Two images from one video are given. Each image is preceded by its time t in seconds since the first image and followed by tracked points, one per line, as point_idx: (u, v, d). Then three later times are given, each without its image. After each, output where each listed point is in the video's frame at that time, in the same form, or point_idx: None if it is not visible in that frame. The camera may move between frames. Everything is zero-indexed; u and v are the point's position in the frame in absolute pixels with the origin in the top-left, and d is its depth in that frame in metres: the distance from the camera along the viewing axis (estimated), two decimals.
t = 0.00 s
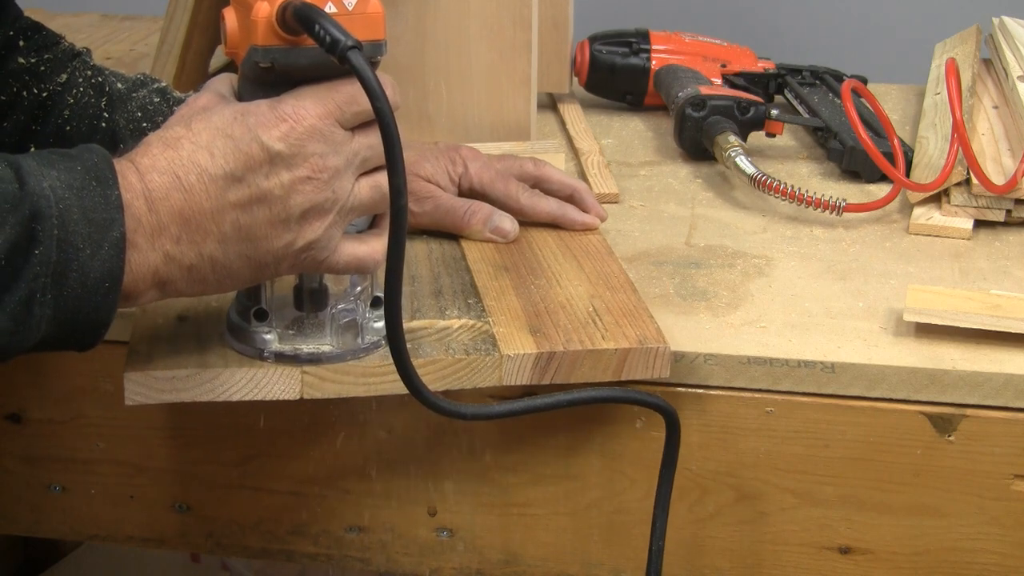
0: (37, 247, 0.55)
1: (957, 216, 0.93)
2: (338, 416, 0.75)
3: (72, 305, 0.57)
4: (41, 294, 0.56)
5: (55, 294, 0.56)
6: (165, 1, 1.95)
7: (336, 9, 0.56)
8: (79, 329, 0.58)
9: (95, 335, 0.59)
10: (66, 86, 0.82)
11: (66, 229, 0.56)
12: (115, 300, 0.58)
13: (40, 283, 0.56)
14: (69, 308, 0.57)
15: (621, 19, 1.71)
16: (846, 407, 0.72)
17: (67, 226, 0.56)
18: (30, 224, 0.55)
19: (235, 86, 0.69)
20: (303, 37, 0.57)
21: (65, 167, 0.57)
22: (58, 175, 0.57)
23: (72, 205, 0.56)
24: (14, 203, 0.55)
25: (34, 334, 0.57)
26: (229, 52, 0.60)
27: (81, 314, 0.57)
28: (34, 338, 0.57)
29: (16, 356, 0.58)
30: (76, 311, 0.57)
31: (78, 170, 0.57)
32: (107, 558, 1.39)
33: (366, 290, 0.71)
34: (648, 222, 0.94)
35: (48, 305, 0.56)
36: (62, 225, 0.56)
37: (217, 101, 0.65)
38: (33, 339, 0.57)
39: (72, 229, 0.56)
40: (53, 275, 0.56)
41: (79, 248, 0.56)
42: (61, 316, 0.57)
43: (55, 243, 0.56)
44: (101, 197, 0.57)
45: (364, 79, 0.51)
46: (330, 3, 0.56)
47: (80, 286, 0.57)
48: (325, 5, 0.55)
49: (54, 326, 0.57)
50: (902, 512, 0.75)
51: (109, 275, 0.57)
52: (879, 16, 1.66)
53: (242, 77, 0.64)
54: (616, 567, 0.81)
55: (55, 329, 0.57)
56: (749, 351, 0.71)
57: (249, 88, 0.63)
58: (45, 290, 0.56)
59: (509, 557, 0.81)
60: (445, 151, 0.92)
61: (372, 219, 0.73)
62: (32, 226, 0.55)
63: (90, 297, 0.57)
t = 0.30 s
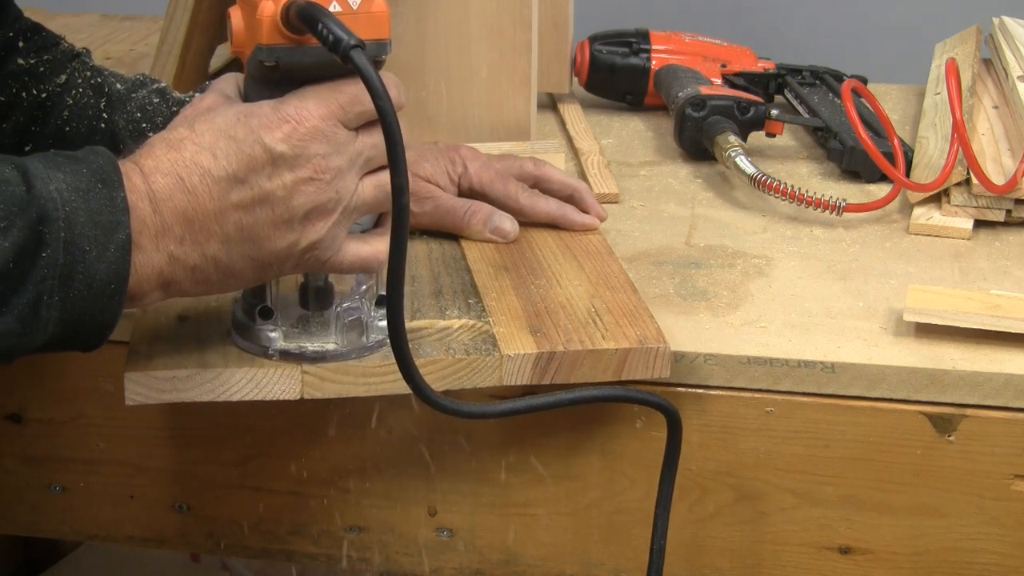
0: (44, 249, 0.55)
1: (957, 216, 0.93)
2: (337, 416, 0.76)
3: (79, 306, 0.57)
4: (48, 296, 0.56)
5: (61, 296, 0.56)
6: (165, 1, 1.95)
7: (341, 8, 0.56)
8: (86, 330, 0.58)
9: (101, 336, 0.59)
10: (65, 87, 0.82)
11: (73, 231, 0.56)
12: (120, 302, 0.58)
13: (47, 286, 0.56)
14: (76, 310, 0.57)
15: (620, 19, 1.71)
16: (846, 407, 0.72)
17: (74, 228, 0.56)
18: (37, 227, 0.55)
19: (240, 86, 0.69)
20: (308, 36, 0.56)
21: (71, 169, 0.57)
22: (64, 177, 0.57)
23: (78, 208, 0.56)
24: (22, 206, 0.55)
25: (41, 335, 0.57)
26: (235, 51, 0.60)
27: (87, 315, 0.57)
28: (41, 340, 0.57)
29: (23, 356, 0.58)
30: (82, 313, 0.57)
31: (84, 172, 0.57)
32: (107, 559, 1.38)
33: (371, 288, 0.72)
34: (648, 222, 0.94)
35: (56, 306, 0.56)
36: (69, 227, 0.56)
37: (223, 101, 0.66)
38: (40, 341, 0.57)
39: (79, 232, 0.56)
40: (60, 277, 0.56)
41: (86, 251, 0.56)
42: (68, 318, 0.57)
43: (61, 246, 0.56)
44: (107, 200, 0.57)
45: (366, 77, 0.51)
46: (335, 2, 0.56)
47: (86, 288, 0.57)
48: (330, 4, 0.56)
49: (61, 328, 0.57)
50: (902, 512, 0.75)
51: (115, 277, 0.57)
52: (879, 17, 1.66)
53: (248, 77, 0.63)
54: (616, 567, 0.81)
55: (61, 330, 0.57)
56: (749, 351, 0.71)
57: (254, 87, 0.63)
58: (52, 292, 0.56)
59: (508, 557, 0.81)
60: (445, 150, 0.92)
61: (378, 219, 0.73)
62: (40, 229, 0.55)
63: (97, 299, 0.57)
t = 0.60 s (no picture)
0: (51, 252, 0.55)
1: (957, 216, 0.93)
2: (338, 416, 0.76)
3: (86, 308, 0.57)
4: (54, 299, 0.56)
5: (68, 298, 0.56)
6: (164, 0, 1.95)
7: (346, 8, 0.55)
8: (92, 332, 0.58)
9: (107, 337, 0.59)
10: (65, 87, 0.82)
11: (79, 234, 0.55)
12: (127, 303, 0.58)
13: (54, 288, 0.55)
14: (83, 312, 0.57)
15: (620, 20, 1.71)
16: (846, 407, 0.72)
17: (81, 231, 0.55)
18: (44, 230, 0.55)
19: (246, 87, 0.70)
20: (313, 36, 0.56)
21: (76, 172, 0.57)
22: (70, 180, 0.56)
23: (84, 210, 0.56)
24: (28, 209, 0.55)
25: (48, 337, 0.57)
26: (244, 49, 0.60)
27: (94, 317, 0.57)
28: (47, 342, 0.57)
29: (29, 359, 0.58)
30: (88, 314, 0.57)
31: (89, 175, 0.57)
32: (107, 559, 1.38)
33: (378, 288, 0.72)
34: (648, 222, 0.94)
35: (62, 309, 0.56)
36: (76, 230, 0.55)
37: (228, 103, 0.67)
38: (46, 343, 0.57)
39: (86, 234, 0.56)
40: (66, 280, 0.56)
41: (93, 253, 0.56)
42: (74, 320, 0.57)
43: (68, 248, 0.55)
44: (113, 202, 0.57)
45: (368, 78, 0.51)
46: (340, 3, 0.55)
47: (93, 290, 0.56)
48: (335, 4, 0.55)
49: (67, 330, 0.57)
50: (902, 512, 0.75)
51: (122, 279, 0.57)
52: (879, 17, 1.66)
53: (255, 78, 0.63)
54: (615, 567, 0.81)
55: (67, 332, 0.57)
56: (749, 351, 0.71)
57: (262, 88, 0.63)
58: (59, 295, 0.56)
59: (508, 557, 0.81)
60: (444, 150, 0.92)
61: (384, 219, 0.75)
62: (46, 232, 0.55)
63: (104, 301, 0.57)
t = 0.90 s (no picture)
0: (69, 255, 0.56)
1: (957, 216, 0.93)
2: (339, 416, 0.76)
3: (103, 311, 0.58)
4: (72, 301, 0.56)
5: (86, 300, 0.57)
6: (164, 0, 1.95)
7: (363, 9, 0.55)
8: (111, 334, 0.59)
9: (126, 339, 0.60)
10: (65, 87, 0.82)
11: (96, 236, 0.56)
12: (144, 305, 0.59)
13: (72, 290, 0.56)
14: (101, 314, 0.58)
15: (621, 19, 1.71)
16: (846, 407, 0.72)
17: (97, 233, 0.56)
18: (62, 232, 0.56)
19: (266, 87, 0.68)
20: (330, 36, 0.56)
21: (93, 175, 0.58)
22: (87, 183, 0.57)
23: (101, 212, 0.57)
24: (46, 213, 0.56)
25: (67, 340, 0.58)
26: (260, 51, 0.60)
27: (112, 319, 0.58)
28: (67, 344, 0.58)
29: (50, 361, 0.59)
30: (106, 317, 0.58)
31: (106, 178, 0.58)
32: (107, 558, 1.38)
33: (396, 288, 0.71)
34: (647, 222, 0.94)
35: (80, 311, 0.57)
36: (92, 232, 0.56)
37: (246, 104, 0.66)
38: (65, 345, 0.58)
39: (102, 237, 0.56)
40: (84, 282, 0.56)
41: (110, 255, 0.57)
42: (92, 322, 0.58)
43: (86, 250, 0.56)
44: (129, 204, 0.58)
45: (382, 79, 0.51)
46: (357, 4, 0.55)
47: (110, 292, 0.57)
48: (352, 4, 0.55)
49: (86, 332, 0.58)
50: (902, 512, 0.75)
51: (138, 280, 0.58)
52: (879, 16, 1.66)
53: (273, 79, 0.63)
54: (615, 567, 0.81)
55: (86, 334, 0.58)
56: (749, 351, 0.71)
57: (280, 88, 0.62)
58: (76, 297, 0.57)
59: (508, 557, 0.81)
60: (444, 149, 0.92)
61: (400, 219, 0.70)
62: (63, 235, 0.56)
63: (121, 303, 0.58)
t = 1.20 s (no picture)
0: (101, 254, 0.56)
1: (957, 216, 0.93)
2: (340, 416, 0.76)
3: (136, 310, 0.57)
4: (105, 300, 0.57)
5: (119, 300, 0.57)
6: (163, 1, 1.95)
7: (394, 8, 0.56)
8: (144, 333, 0.59)
9: (159, 337, 0.60)
10: (65, 87, 0.82)
11: (128, 235, 0.56)
12: (176, 304, 0.59)
13: (104, 289, 0.56)
14: (133, 313, 0.57)
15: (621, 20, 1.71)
16: (846, 407, 0.72)
17: (129, 233, 0.56)
18: (94, 232, 0.56)
19: (296, 87, 0.71)
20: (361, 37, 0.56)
21: (124, 174, 0.58)
22: (118, 183, 0.57)
23: (133, 212, 0.57)
24: (78, 212, 0.56)
25: (100, 339, 0.58)
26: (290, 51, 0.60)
27: (144, 318, 0.58)
28: (101, 343, 0.58)
29: (83, 360, 0.59)
30: (139, 316, 0.58)
31: (137, 177, 0.58)
32: (107, 558, 1.38)
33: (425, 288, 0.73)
34: (648, 222, 0.94)
35: (113, 310, 0.57)
36: (124, 232, 0.56)
37: (277, 104, 0.68)
38: (99, 345, 0.58)
39: (134, 236, 0.56)
40: (117, 282, 0.56)
41: (143, 255, 0.57)
42: (125, 322, 0.57)
43: (118, 250, 0.56)
44: (160, 203, 0.58)
45: (413, 80, 0.51)
46: (388, 3, 0.56)
47: (143, 291, 0.57)
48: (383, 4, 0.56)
49: (119, 331, 0.58)
50: (902, 512, 0.75)
51: (171, 279, 0.58)
52: (879, 16, 1.66)
53: (304, 79, 0.63)
54: (616, 568, 0.81)
55: (119, 333, 0.58)
56: (749, 351, 0.71)
57: (310, 88, 0.63)
58: (109, 296, 0.57)
59: (508, 557, 0.81)
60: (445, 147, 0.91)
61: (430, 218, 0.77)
62: (96, 235, 0.56)
63: (154, 302, 0.58)
